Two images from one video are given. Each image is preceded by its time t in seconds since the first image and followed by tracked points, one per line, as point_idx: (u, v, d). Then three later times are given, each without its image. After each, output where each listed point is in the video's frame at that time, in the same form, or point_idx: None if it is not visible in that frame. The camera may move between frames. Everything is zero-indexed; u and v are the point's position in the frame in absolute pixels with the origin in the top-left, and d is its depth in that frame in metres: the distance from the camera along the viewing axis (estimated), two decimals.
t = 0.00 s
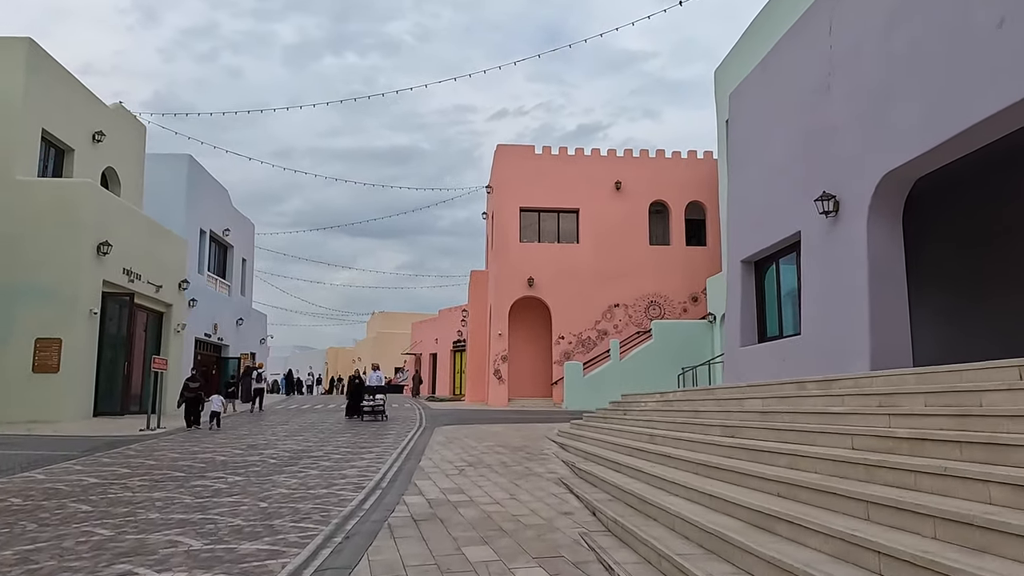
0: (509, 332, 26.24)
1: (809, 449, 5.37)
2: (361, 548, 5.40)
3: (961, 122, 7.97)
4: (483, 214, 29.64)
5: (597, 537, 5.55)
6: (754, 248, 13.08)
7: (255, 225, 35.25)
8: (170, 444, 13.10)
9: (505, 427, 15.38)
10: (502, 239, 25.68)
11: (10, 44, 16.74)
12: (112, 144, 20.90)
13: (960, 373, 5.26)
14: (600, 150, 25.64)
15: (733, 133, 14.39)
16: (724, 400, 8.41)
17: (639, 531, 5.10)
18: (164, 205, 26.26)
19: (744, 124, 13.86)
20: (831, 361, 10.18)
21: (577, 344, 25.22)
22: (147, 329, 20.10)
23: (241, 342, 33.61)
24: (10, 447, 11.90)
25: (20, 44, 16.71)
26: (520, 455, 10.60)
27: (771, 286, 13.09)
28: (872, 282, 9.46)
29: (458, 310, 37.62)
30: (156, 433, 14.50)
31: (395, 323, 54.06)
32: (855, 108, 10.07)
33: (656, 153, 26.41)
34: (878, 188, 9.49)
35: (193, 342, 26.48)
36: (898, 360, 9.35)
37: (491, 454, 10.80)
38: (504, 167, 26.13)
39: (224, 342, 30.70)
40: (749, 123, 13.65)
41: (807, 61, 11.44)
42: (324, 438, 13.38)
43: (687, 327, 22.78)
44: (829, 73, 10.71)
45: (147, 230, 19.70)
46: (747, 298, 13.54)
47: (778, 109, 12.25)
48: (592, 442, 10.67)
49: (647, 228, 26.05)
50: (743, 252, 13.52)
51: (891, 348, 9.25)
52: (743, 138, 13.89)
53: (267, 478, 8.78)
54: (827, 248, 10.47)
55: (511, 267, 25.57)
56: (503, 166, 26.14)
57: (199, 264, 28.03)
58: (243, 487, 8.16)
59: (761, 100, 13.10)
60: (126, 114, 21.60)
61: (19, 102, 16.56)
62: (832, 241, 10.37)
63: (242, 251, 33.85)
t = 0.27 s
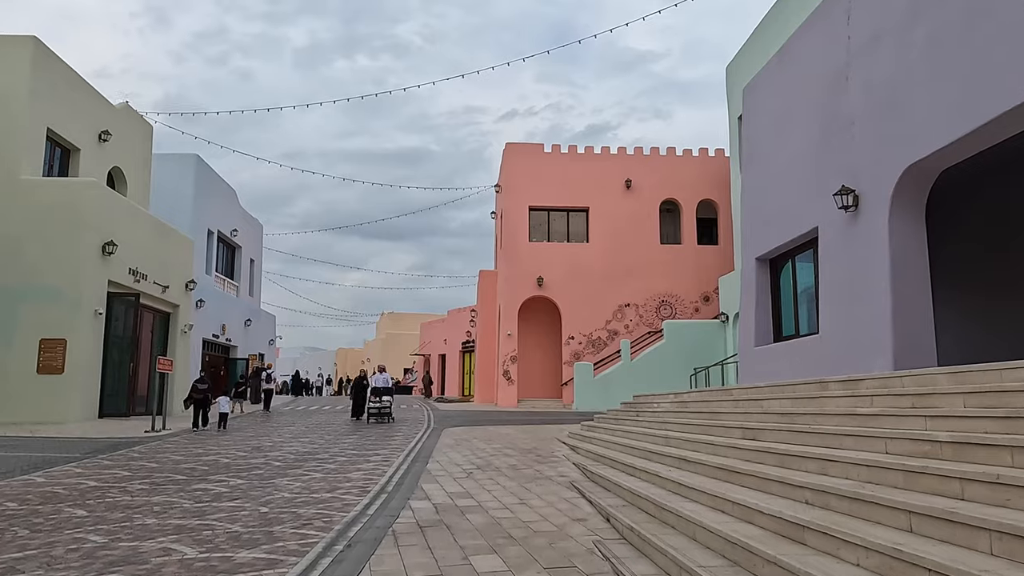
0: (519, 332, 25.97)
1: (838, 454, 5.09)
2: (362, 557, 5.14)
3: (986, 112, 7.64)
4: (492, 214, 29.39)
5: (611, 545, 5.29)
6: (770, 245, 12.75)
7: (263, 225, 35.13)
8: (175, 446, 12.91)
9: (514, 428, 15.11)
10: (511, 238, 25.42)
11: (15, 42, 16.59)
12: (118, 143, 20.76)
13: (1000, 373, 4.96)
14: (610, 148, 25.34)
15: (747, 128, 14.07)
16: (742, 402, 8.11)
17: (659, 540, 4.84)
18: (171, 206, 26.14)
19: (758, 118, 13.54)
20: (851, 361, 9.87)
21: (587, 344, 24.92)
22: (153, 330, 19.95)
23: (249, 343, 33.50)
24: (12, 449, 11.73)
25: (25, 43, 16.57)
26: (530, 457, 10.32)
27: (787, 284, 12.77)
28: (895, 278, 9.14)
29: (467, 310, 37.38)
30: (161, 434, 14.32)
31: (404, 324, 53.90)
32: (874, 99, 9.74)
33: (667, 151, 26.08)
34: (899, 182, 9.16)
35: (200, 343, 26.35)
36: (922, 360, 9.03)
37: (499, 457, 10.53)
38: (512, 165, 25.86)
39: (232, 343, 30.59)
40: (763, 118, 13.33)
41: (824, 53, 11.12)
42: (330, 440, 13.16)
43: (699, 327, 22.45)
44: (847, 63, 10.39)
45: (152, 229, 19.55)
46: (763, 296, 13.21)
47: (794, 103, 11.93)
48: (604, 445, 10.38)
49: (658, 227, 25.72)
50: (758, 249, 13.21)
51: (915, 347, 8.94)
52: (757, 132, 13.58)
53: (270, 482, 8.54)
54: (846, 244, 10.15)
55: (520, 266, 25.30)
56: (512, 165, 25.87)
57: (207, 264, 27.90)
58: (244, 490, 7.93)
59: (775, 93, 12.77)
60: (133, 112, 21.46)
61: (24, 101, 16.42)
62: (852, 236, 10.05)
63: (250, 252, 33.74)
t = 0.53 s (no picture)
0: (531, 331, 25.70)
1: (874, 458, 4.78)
2: (368, 566, 4.89)
3: (1019, 99, 7.29)
4: (504, 212, 29.15)
5: (630, 554, 5.03)
6: (789, 241, 12.41)
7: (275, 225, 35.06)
8: (183, 446, 12.74)
9: (527, 429, 14.84)
10: (523, 237, 25.16)
11: (24, 41, 16.50)
12: (128, 142, 20.69)
13: None
14: (623, 145, 25.02)
15: (765, 123, 13.74)
16: (764, 402, 7.81)
17: (680, 548, 4.58)
18: (182, 205, 26.08)
19: (777, 112, 13.21)
20: (876, 360, 9.53)
21: (601, 343, 24.62)
22: (163, 329, 19.84)
23: (261, 343, 33.42)
24: (19, 449, 11.60)
25: (34, 42, 16.47)
26: (543, 459, 10.06)
27: (807, 281, 12.44)
28: (921, 275, 8.81)
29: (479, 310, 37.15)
30: (170, 435, 14.16)
31: (416, 324, 53.81)
32: (900, 88, 9.40)
33: (681, 147, 25.73)
34: (927, 174, 8.82)
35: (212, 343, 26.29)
36: (950, 359, 8.69)
37: (512, 459, 10.27)
38: (525, 163, 25.60)
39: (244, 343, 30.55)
40: (782, 111, 13.00)
41: (846, 43, 10.78)
42: (340, 441, 12.95)
43: (714, 326, 22.11)
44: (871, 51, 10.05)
45: (162, 228, 19.47)
46: (781, 294, 12.88)
47: (815, 95, 11.60)
48: (619, 446, 10.10)
49: (672, 225, 25.37)
50: (777, 246, 12.88)
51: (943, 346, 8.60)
52: (776, 126, 13.25)
53: (277, 484, 8.33)
54: (871, 239, 9.82)
55: (533, 265, 25.02)
56: (525, 162, 25.60)
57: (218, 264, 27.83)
58: (250, 493, 7.71)
59: (796, 86, 12.44)
60: (143, 111, 21.38)
61: (33, 100, 16.34)
62: (876, 231, 9.71)
63: (262, 252, 33.67)
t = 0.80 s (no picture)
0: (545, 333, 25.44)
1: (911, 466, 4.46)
2: None
3: None
4: (518, 212, 28.91)
5: (650, 565, 4.78)
6: (809, 239, 12.09)
7: (288, 226, 35.04)
8: (193, 448, 12.61)
9: (541, 431, 14.59)
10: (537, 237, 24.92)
11: (36, 41, 16.48)
12: (141, 143, 20.66)
13: None
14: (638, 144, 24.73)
15: (785, 118, 13.41)
16: (787, 405, 7.50)
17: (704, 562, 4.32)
18: (196, 206, 26.05)
19: (798, 107, 12.88)
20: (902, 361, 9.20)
21: (615, 344, 24.32)
22: (175, 330, 19.77)
23: (275, 344, 33.40)
24: (28, 451, 11.50)
25: (47, 42, 16.45)
26: (558, 463, 9.78)
27: (828, 280, 12.09)
28: (951, 273, 8.48)
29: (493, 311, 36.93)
30: (180, 437, 14.03)
31: (429, 325, 53.72)
32: (926, 79, 9.08)
33: (697, 146, 25.37)
34: (956, 168, 8.48)
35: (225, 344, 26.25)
36: (981, 361, 8.35)
37: (525, 462, 10.03)
38: (539, 162, 25.36)
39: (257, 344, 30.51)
40: (803, 106, 12.67)
41: (870, 34, 10.44)
42: (351, 443, 12.75)
43: (732, 327, 21.74)
44: (896, 42, 9.72)
45: (174, 229, 19.41)
46: (802, 293, 12.54)
47: (838, 88, 11.28)
48: (636, 450, 9.82)
49: (688, 224, 25.03)
50: (797, 245, 12.54)
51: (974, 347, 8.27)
52: (796, 121, 12.91)
53: (284, 488, 8.13)
54: (896, 236, 9.49)
55: (546, 265, 24.77)
56: (539, 161, 25.36)
57: (231, 265, 27.79)
58: (256, 498, 7.50)
59: (817, 79, 12.11)
60: (156, 111, 21.36)
61: (45, 100, 16.32)
62: (903, 228, 9.37)
63: (275, 253, 33.66)
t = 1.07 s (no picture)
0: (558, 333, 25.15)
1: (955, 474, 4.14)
2: None
3: None
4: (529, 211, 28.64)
5: None
6: (829, 236, 11.73)
7: (299, 226, 34.95)
8: (200, 449, 12.42)
9: (553, 433, 14.30)
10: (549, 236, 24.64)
11: (45, 39, 16.39)
12: (150, 142, 20.56)
13: None
14: (651, 141, 24.40)
15: (803, 112, 13.05)
16: (811, 407, 7.18)
17: None
18: (206, 206, 25.95)
19: (817, 100, 12.52)
20: (930, 362, 8.85)
21: (629, 345, 24.00)
22: (185, 331, 19.63)
23: (286, 344, 33.30)
24: (33, 452, 11.34)
25: (55, 40, 16.37)
26: (570, 467, 9.49)
27: (849, 278, 11.75)
28: (982, 269, 8.14)
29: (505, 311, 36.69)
30: (188, 438, 13.86)
31: (441, 325, 53.51)
32: (953, 68, 8.73)
33: (711, 143, 25.00)
34: (986, 161, 8.13)
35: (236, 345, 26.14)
36: (1015, 362, 7.99)
37: (537, 465, 9.75)
38: (551, 160, 25.08)
39: (268, 345, 30.42)
40: (822, 99, 12.32)
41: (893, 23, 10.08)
42: (359, 445, 12.52)
43: (748, 327, 21.37)
44: (921, 30, 9.38)
45: (183, 229, 19.30)
46: (822, 292, 12.18)
47: (859, 80, 10.94)
48: (651, 453, 9.51)
49: (703, 222, 24.65)
50: (817, 241, 12.19)
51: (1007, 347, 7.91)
52: (815, 115, 12.56)
53: (288, 492, 7.90)
54: (923, 231, 9.14)
55: (559, 265, 24.47)
56: (551, 159, 25.08)
57: (242, 265, 27.70)
58: (258, 502, 7.27)
59: (837, 71, 11.76)
60: (165, 111, 21.27)
61: (54, 99, 16.24)
62: (930, 223, 9.01)
63: (286, 253, 33.56)
